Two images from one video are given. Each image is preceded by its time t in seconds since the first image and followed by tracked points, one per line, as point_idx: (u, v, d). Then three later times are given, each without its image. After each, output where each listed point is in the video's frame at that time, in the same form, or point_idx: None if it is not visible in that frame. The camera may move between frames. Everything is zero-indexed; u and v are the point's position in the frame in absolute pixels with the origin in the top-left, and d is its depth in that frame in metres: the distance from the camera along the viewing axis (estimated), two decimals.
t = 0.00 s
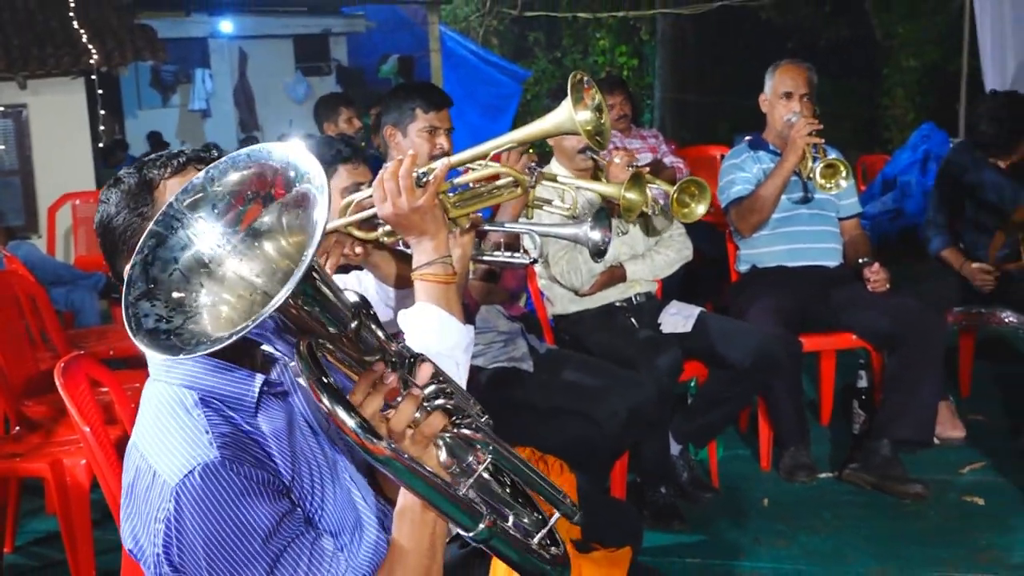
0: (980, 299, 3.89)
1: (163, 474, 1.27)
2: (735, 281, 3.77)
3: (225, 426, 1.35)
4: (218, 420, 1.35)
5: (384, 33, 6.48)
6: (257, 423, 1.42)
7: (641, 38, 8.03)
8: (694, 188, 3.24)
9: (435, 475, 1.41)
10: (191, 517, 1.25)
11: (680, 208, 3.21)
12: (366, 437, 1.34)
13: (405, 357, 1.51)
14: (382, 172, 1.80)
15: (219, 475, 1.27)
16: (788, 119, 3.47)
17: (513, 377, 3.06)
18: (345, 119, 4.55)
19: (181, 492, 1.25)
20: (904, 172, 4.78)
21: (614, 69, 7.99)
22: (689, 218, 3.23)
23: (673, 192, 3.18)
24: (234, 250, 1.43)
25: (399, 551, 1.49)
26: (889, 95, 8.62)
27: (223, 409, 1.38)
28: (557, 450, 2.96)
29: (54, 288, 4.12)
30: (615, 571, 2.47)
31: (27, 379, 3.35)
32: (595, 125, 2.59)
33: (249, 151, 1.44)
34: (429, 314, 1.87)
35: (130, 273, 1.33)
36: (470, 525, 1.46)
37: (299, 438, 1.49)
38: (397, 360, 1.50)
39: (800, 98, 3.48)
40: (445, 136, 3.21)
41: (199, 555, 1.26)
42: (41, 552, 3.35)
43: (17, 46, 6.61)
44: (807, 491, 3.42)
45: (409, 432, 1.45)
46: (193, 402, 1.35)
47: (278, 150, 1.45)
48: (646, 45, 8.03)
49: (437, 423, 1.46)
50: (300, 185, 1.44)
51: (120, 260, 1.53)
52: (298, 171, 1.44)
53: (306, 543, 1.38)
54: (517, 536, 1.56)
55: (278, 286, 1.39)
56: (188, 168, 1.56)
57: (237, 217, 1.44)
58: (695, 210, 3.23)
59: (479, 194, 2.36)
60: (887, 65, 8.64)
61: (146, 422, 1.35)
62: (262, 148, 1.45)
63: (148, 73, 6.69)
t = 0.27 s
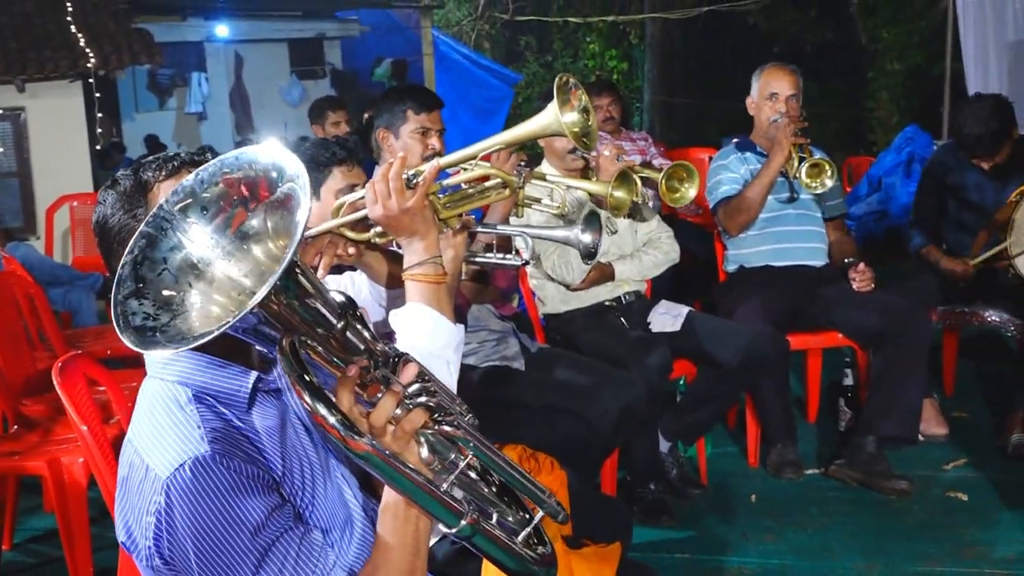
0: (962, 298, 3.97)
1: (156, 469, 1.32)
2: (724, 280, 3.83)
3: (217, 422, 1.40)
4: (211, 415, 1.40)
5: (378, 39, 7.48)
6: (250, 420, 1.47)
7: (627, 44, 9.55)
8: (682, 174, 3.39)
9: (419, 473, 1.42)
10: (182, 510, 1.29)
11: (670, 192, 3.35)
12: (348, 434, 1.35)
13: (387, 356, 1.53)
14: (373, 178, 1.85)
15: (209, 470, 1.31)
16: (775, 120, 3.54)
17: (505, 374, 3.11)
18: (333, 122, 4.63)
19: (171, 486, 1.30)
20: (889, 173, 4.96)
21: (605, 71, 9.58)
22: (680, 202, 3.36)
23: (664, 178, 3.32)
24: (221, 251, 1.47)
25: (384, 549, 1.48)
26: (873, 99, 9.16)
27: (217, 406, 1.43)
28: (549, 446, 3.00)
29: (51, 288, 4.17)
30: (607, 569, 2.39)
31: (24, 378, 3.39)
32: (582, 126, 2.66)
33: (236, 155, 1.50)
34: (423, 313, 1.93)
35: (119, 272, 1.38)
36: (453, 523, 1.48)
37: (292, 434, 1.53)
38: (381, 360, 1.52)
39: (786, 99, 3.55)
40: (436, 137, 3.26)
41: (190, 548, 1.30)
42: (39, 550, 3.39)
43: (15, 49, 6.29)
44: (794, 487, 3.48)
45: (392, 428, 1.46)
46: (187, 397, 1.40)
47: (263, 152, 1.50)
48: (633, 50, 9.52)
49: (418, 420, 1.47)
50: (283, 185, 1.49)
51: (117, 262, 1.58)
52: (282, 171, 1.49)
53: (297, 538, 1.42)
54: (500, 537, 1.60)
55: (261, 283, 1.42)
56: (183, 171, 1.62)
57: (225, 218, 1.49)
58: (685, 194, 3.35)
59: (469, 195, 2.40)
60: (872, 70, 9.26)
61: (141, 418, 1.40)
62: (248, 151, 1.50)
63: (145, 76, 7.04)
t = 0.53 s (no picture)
0: (951, 296, 3.98)
1: (147, 466, 1.32)
2: (714, 280, 3.85)
3: (209, 420, 1.40)
4: (203, 413, 1.40)
5: (370, 39, 7.59)
6: (243, 418, 1.47)
7: (618, 44, 9.71)
8: (678, 181, 3.42)
9: (406, 473, 1.42)
10: (171, 508, 1.29)
11: (665, 199, 3.36)
12: (334, 434, 1.35)
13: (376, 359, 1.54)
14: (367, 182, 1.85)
15: (200, 467, 1.31)
16: (766, 120, 3.56)
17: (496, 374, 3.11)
18: (324, 122, 4.65)
19: (161, 483, 1.30)
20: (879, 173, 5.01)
21: (596, 71, 9.63)
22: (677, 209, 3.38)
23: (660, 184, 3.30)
24: (209, 251, 1.47)
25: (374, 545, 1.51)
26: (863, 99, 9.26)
27: (209, 404, 1.42)
28: (540, 445, 3.00)
29: (42, 288, 4.16)
30: (598, 568, 2.40)
31: (16, 378, 3.38)
32: (578, 132, 2.67)
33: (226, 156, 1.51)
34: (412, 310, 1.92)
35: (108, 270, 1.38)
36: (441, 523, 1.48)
37: (284, 433, 1.53)
38: (369, 360, 1.53)
39: (777, 99, 3.56)
40: (428, 138, 3.27)
41: (179, 546, 1.30)
42: (30, 550, 3.39)
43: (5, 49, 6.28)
44: (785, 486, 3.49)
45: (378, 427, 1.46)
46: (179, 396, 1.40)
47: (252, 154, 1.51)
48: (625, 50, 9.71)
49: (404, 420, 1.47)
50: (271, 187, 1.49)
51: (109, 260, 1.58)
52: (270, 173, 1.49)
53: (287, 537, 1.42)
54: (489, 538, 1.60)
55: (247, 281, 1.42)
56: (174, 170, 1.64)
57: (214, 219, 1.49)
58: (680, 202, 3.38)
59: (463, 200, 2.39)
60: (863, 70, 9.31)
61: (134, 415, 1.40)
62: (237, 153, 1.51)
63: (136, 76, 6.99)
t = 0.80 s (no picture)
0: (943, 296, 4.00)
1: (140, 468, 1.31)
2: (707, 280, 3.85)
3: (202, 422, 1.39)
4: (196, 414, 1.39)
5: (362, 38, 7.56)
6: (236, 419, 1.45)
7: (611, 44, 9.69)
8: (677, 186, 3.40)
9: (400, 480, 1.44)
10: (165, 510, 1.29)
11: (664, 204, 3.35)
12: (330, 440, 1.35)
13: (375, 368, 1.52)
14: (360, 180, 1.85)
15: (193, 470, 1.31)
16: (758, 120, 3.57)
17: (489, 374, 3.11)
18: (316, 121, 4.65)
19: (155, 486, 1.29)
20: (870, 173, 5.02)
21: (589, 71, 9.72)
22: (674, 215, 3.38)
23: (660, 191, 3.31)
24: (203, 255, 1.47)
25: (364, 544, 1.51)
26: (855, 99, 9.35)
27: (202, 406, 1.41)
28: (533, 445, 2.99)
29: (34, 288, 4.15)
30: (591, 568, 2.39)
31: (7, 379, 3.37)
32: (572, 135, 2.67)
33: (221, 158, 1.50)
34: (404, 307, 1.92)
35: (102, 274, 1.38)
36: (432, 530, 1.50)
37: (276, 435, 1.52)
38: (364, 365, 1.50)
39: (768, 99, 3.57)
40: (421, 139, 3.27)
41: (170, 549, 1.30)
42: (21, 551, 3.38)
43: None
44: (777, 486, 3.50)
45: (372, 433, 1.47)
46: (172, 396, 1.39)
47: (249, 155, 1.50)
48: (618, 51, 9.67)
49: (399, 427, 1.49)
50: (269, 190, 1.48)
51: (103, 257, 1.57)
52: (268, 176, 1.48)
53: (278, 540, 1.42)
54: (479, 543, 1.63)
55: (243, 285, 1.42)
56: (171, 168, 1.62)
57: (209, 220, 1.48)
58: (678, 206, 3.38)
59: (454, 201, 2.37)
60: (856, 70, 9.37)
61: (127, 414, 1.39)
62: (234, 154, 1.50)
63: (128, 76, 7.00)
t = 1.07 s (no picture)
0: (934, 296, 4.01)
1: (140, 467, 1.29)
2: (698, 280, 3.86)
3: (203, 422, 1.38)
4: (196, 414, 1.38)
5: (353, 39, 7.41)
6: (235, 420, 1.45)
7: (603, 44, 9.80)
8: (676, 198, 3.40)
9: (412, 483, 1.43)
10: (167, 510, 1.27)
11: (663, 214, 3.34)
12: (350, 436, 1.36)
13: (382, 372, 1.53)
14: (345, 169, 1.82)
15: (196, 469, 1.29)
16: (747, 119, 3.58)
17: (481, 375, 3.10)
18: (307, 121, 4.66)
19: (156, 486, 1.27)
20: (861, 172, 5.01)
21: (581, 71, 9.74)
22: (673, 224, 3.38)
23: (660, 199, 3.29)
24: (222, 249, 1.43)
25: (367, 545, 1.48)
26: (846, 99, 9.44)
27: (202, 405, 1.40)
28: (524, 445, 2.98)
29: (24, 289, 4.13)
30: (583, 567, 2.36)
31: None
32: (564, 135, 2.67)
33: (258, 154, 1.47)
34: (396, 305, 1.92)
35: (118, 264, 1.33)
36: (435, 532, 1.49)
37: (275, 437, 1.52)
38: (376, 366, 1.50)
39: (758, 98, 3.58)
40: (412, 139, 3.26)
41: (171, 549, 1.28)
42: (11, 553, 3.37)
43: None
44: (768, 485, 3.50)
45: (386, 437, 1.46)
46: (172, 395, 1.37)
47: (287, 157, 1.48)
48: (610, 50, 9.78)
49: (416, 431, 1.48)
50: (303, 194, 1.46)
51: (103, 252, 1.50)
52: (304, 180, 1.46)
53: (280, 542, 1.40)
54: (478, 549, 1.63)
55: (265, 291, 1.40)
56: (179, 161, 1.54)
57: (232, 213, 1.45)
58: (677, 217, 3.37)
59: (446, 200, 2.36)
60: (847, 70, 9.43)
61: (125, 413, 1.37)
62: (272, 154, 1.48)
63: (118, 76, 7.01)
